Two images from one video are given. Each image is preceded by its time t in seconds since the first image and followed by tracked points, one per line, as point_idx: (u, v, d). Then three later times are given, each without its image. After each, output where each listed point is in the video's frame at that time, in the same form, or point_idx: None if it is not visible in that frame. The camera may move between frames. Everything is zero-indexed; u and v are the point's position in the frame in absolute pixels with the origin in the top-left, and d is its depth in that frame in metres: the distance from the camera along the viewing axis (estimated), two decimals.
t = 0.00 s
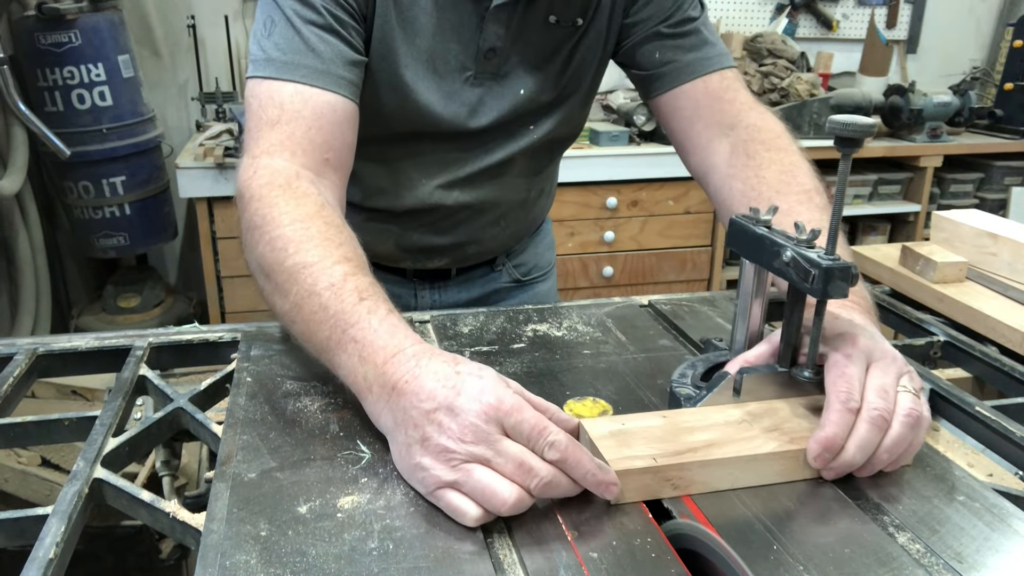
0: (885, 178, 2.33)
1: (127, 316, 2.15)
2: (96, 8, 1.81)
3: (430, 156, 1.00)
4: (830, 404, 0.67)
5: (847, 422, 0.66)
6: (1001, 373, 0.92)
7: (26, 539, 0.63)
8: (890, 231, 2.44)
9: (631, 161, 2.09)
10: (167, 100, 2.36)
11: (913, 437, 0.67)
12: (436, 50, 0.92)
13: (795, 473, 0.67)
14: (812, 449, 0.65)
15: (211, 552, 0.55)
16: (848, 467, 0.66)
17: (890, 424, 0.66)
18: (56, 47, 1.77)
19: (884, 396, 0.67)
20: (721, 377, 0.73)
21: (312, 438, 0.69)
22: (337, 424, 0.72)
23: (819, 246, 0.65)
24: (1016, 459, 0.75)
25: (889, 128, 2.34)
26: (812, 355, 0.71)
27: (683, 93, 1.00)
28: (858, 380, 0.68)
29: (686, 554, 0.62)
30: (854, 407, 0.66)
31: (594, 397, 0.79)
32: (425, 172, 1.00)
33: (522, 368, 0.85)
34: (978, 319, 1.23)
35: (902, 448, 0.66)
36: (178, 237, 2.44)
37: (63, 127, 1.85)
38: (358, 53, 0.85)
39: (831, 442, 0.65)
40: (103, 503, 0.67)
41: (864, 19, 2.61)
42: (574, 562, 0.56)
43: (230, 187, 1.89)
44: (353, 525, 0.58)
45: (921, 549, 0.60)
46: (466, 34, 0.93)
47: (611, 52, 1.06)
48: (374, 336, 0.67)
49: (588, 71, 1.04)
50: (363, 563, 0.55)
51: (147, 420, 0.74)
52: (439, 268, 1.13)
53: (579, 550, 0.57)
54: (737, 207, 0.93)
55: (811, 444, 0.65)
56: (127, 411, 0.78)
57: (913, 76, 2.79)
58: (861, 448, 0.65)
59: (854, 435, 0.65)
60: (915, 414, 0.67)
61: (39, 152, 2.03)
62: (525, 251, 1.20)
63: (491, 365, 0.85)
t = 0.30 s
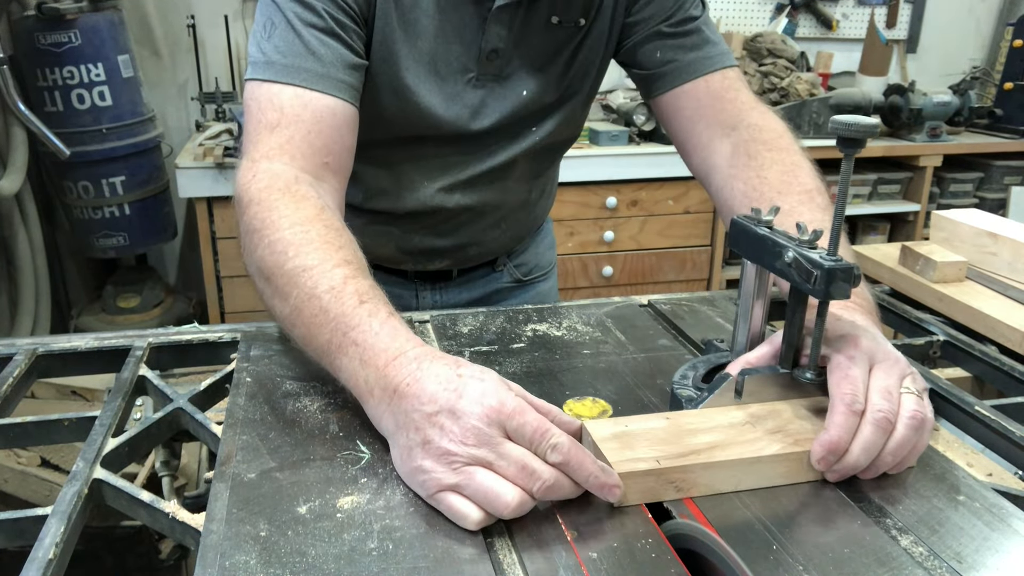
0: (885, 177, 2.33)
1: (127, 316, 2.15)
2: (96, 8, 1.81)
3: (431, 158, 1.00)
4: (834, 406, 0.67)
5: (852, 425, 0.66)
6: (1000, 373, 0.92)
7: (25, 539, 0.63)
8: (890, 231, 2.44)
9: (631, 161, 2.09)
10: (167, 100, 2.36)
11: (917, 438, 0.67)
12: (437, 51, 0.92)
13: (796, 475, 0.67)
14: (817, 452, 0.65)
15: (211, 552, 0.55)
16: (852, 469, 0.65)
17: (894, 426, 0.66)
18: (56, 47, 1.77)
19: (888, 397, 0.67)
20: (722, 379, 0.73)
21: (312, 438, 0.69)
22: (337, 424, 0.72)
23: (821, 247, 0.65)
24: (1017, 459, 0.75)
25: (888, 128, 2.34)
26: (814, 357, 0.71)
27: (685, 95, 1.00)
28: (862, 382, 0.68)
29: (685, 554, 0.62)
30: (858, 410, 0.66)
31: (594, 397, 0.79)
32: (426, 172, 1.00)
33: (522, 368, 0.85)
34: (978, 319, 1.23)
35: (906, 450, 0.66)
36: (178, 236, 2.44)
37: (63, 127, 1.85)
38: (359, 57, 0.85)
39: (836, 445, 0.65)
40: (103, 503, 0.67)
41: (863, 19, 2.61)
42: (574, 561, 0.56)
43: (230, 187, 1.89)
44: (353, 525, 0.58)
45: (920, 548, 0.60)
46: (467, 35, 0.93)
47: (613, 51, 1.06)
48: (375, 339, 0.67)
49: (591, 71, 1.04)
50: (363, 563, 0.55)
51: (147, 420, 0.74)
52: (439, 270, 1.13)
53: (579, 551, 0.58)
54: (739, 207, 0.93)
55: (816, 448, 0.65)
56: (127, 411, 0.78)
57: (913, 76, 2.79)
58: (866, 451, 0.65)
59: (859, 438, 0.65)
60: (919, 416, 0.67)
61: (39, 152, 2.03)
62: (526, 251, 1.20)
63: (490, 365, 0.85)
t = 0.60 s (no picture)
0: (885, 177, 2.33)
1: (127, 316, 2.15)
2: (95, 8, 1.81)
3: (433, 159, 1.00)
4: (833, 407, 0.67)
5: (851, 426, 0.66)
6: (1000, 373, 0.92)
7: (25, 539, 0.63)
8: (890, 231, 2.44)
9: (631, 161, 2.09)
10: (167, 100, 2.36)
11: (917, 439, 0.67)
12: (438, 50, 0.92)
13: (797, 476, 0.67)
14: (817, 452, 0.65)
15: (211, 552, 0.55)
16: (853, 469, 0.65)
17: (894, 426, 0.66)
18: (55, 47, 1.77)
19: (889, 397, 0.67)
20: (723, 380, 0.73)
21: (312, 438, 0.69)
22: (337, 424, 0.72)
23: (823, 248, 0.65)
24: (1017, 460, 0.75)
25: (888, 128, 2.35)
26: (816, 358, 0.71)
27: (687, 95, 1.00)
28: (862, 382, 0.68)
29: (685, 554, 0.62)
30: (858, 410, 0.66)
31: (594, 398, 0.79)
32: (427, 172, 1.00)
33: (522, 368, 0.85)
34: (978, 319, 1.23)
35: (907, 450, 0.66)
36: (178, 236, 2.44)
37: (62, 127, 1.85)
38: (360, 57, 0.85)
39: (835, 445, 0.65)
40: (103, 503, 0.67)
41: (863, 19, 2.61)
42: (574, 562, 0.57)
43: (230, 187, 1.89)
44: (353, 525, 0.58)
45: (920, 548, 0.60)
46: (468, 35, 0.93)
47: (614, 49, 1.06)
48: (376, 340, 0.67)
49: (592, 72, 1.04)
50: (363, 564, 0.55)
51: (147, 420, 0.74)
52: (440, 271, 1.13)
53: (579, 551, 0.58)
54: (740, 207, 0.93)
55: (816, 448, 0.65)
56: (127, 411, 0.78)
57: (913, 76, 2.79)
58: (866, 452, 0.65)
59: (858, 438, 0.65)
60: (920, 416, 0.67)
61: (39, 153, 2.03)
62: (527, 251, 1.20)
63: (491, 365, 0.85)
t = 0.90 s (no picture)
0: (885, 177, 2.33)
1: (127, 315, 2.15)
2: (96, 8, 1.81)
3: (433, 158, 1.00)
4: (832, 410, 0.67)
5: (849, 428, 0.66)
6: (1001, 373, 0.91)
7: (26, 538, 0.63)
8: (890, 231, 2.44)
9: (631, 161, 2.09)
10: (167, 100, 2.36)
11: (918, 439, 0.67)
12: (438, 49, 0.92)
13: (797, 477, 0.67)
14: (815, 454, 0.65)
15: (211, 552, 0.54)
16: (853, 470, 0.65)
17: (893, 427, 0.66)
18: (56, 47, 1.77)
19: (888, 398, 0.67)
20: (723, 381, 0.73)
21: (312, 438, 0.69)
22: (337, 424, 0.72)
23: (824, 249, 0.65)
24: (1017, 460, 0.75)
25: (888, 129, 2.35)
26: (816, 360, 0.71)
27: (692, 90, 1.00)
28: (861, 384, 0.68)
29: (686, 554, 0.62)
30: (855, 412, 0.66)
31: (594, 397, 0.79)
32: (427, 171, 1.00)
33: (523, 368, 0.85)
34: (978, 319, 1.23)
35: (907, 450, 0.66)
36: (178, 236, 2.44)
37: (63, 126, 1.85)
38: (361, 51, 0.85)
39: (833, 447, 0.65)
40: (103, 503, 0.67)
41: (863, 19, 2.61)
42: (574, 562, 0.57)
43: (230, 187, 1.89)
44: (353, 525, 0.58)
45: (920, 548, 0.60)
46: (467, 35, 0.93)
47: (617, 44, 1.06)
48: (376, 338, 0.67)
49: (594, 68, 1.03)
50: (363, 564, 0.55)
51: (147, 420, 0.74)
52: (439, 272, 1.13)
53: (579, 551, 0.58)
54: (744, 203, 0.94)
55: (815, 450, 0.65)
56: (127, 411, 0.78)
57: (913, 76, 2.79)
58: (864, 452, 0.65)
59: (856, 440, 0.65)
60: (920, 416, 0.67)
61: (40, 152, 2.03)
62: (529, 253, 1.20)
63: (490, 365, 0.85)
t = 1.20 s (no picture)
0: (885, 177, 2.33)
1: (127, 316, 2.15)
2: (96, 8, 1.81)
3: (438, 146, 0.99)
4: (832, 411, 0.67)
5: (850, 428, 0.66)
6: (1000, 373, 0.91)
7: (25, 539, 0.63)
8: (890, 231, 2.44)
9: (631, 161, 2.09)
10: (167, 100, 2.36)
11: (923, 428, 0.67)
12: (437, 50, 0.92)
13: (798, 478, 0.67)
14: (817, 454, 0.65)
15: (211, 552, 0.54)
16: (856, 467, 0.65)
17: (896, 422, 0.66)
18: (56, 47, 1.77)
19: (890, 393, 0.67)
20: (723, 381, 0.73)
21: (311, 438, 0.69)
22: (337, 424, 0.72)
23: (824, 249, 0.65)
24: (1017, 459, 0.75)
25: (888, 128, 2.35)
26: (816, 360, 0.70)
27: (716, 83, 0.99)
28: (860, 382, 0.68)
29: (685, 554, 0.62)
30: (855, 413, 0.66)
31: (594, 397, 0.79)
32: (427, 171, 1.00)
33: (523, 368, 0.84)
34: (978, 318, 1.23)
35: (909, 448, 0.66)
36: (179, 237, 2.44)
37: (63, 126, 1.85)
38: (366, 17, 0.85)
39: (834, 449, 0.65)
40: (103, 503, 0.67)
41: (863, 19, 2.61)
42: (574, 562, 0.57)
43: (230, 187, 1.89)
44: (353, 525, 0.58)
45: (920, 547, 0.60)
46: (461, 26, 0.92)
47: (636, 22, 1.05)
48: (376, 330, 0.67)
49: (603, 46, 1.01)
50: (362, 564, 0.55)
51: (147, 420, 0.74)
52: (445, 274, 1.11)
53: (579, 552, 0.58)
54: (757, 195, 0.95)
55: (816, 451, 0.65)
56: (127, 411, 0.78)
57: (913, 76, 2.79)
58: (868, 449, 0.65)
59: (857, 440, 0.65)
60: (921, 410, 0.67)
61: (40, 153, 2.03)
62: (545, 261, 1.17)
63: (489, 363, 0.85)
